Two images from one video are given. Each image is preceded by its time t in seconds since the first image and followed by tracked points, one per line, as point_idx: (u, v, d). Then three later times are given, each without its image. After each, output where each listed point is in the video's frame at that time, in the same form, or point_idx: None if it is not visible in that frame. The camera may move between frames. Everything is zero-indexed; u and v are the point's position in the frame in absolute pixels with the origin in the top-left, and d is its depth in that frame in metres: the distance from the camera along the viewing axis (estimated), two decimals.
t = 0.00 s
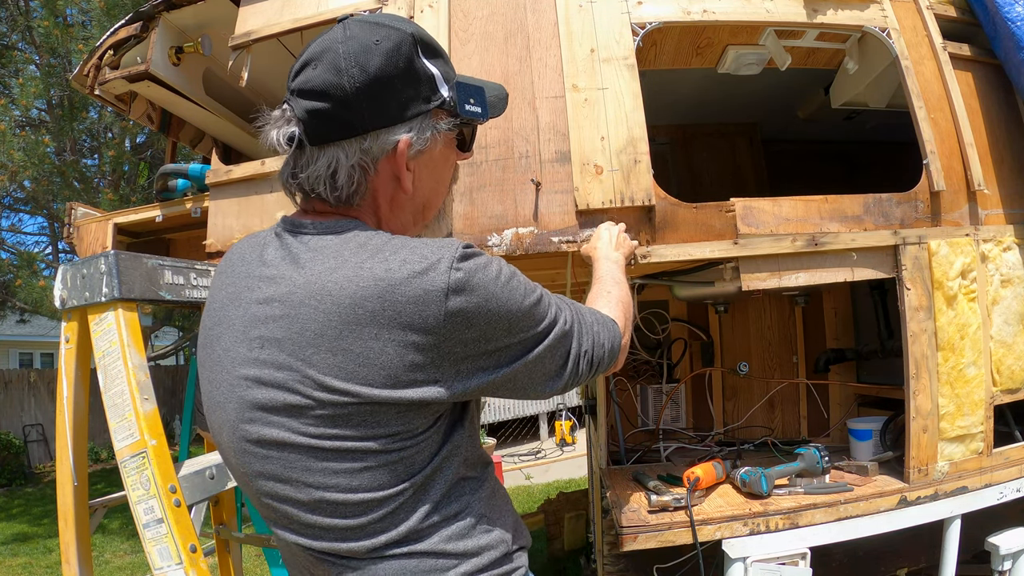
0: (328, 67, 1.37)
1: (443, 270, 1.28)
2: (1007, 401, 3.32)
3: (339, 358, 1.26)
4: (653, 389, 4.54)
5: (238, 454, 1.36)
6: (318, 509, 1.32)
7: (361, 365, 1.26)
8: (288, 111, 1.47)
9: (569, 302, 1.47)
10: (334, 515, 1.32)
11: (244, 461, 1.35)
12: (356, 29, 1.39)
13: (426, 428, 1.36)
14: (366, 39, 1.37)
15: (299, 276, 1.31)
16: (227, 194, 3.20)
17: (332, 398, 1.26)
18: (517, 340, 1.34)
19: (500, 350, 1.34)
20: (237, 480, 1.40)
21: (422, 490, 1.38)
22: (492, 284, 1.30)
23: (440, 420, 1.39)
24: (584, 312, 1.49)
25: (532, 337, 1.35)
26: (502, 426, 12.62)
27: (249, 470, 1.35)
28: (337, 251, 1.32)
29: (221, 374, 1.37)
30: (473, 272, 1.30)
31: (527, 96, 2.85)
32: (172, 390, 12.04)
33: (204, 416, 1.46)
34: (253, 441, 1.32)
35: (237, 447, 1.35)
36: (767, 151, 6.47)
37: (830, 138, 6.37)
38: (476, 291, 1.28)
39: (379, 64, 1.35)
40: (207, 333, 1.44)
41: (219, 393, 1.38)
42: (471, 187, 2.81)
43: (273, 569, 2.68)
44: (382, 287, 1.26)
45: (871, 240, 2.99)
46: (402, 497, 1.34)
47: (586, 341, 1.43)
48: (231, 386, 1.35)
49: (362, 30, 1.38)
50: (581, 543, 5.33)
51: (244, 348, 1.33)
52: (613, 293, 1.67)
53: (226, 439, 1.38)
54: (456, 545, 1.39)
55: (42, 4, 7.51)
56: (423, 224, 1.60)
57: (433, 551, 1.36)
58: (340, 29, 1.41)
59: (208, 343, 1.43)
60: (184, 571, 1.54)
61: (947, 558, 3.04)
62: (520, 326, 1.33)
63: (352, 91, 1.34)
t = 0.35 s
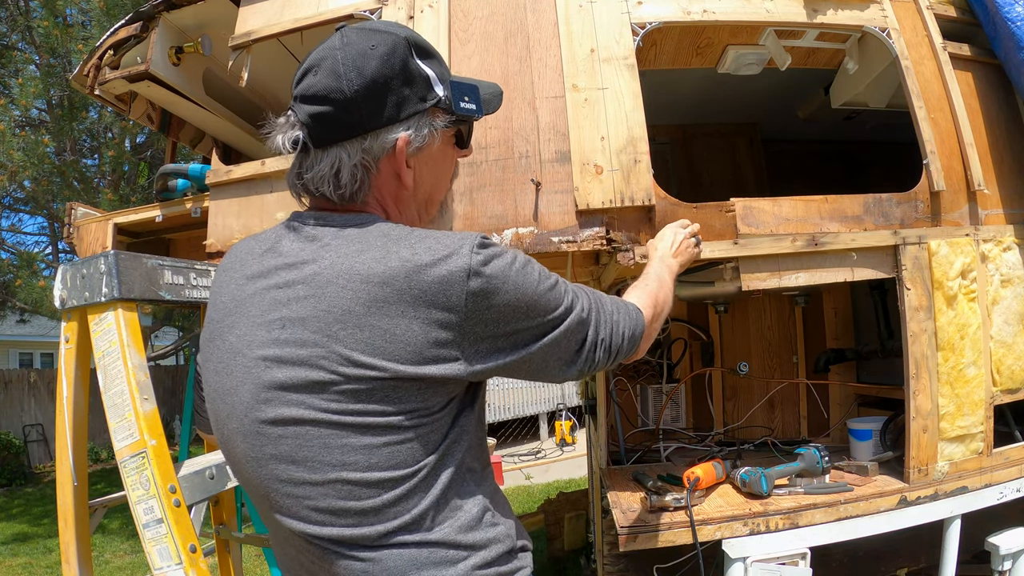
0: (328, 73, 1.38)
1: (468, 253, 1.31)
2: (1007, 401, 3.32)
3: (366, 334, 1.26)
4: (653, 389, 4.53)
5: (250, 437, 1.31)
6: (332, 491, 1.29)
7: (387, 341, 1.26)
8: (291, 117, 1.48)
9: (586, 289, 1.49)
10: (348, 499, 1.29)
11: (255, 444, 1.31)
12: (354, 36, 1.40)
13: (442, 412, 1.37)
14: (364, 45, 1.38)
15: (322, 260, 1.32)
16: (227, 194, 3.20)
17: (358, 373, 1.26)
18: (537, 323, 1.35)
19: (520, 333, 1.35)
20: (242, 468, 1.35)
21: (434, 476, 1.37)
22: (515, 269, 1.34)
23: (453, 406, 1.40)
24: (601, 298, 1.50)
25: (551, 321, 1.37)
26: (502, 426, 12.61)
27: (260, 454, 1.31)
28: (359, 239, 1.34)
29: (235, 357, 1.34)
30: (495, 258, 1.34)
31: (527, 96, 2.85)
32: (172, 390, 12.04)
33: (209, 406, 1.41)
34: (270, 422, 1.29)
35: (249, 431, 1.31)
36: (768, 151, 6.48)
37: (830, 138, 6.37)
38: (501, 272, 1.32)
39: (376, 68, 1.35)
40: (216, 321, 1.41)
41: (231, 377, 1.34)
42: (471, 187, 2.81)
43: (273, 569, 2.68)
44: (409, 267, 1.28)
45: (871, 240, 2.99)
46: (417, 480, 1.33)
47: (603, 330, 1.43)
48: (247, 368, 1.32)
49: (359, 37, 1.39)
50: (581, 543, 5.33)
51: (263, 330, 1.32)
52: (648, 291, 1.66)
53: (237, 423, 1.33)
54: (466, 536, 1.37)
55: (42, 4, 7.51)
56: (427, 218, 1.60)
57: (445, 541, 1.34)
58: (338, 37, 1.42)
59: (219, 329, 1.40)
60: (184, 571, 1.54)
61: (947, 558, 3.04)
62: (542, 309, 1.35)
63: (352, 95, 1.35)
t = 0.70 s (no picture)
0: (325, 87, 1.36)
1: (471, 254, 1.31)
2: (1007, 401, 3.32)
3: (372, 335, 1.26)
4: (653, 389, 4.53)
5: (255, 438, 1.31)
6: (338, 490, 1.28)
7: (393, 341, 1.27)
8: (287, 135, 1.43)
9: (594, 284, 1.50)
10: (353, 498, 1.29)
11: (261, 444, 1.30)
12: (341, 44, 1.38)
13: (446, 411, 1.37)
14: (353, 52, 1.36)
15: (326, 261, 1.32)
16: (227, 194, 3.20)
17: (363, 374, 1.26)
18: (541, 321, 1.36)
19: (523, 331, 1.36)
20: (247, 469, 1.35)
21: (437, 473, 1.37)
22: (518, 269, 1.35)
23: (457, 404, 1.40)
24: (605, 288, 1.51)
25: (555, 319, 1.37)
26: (503, 426, 12.61)
27: (265, 455, 1.30)
28: (364, 240, 1.34)
29: (239, 359, 1.34)
30: (498, 258, 1.34)
31: (527, 96, 2.85)
32: (172, 390, 12.04)
33: (213, 407, 1.41)
34: (275, 422, 1.29)
35: (254, 432, 1.31)
36: (768, 151, 6.48)
37: (830, 138, 6.37)
38: (504, 272, 1.32)
39: (372, 74, 1.35)
40: (220, 323, 1.41)
41: (236, 379, 1.34)
42: (471, 187, 2.82)
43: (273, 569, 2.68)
44: (413, 268, 1.28)
45: (871, 240, 2.99)
46: (421, 478, 1.33)
47: (612, 316, 1.45)
48: (252, 370, 1.32)
49: (346, 44, 1.37)
50: (581, 543, 5.33)
51: (267, 331, 1.31)
52: (655, 280, 1.69)
53: (242, 424, 1.33)
54: (469, 533, 1.37)
55: (43, 4, 7.51)
56: (430, 212, 1.62)
57: (449, 538, 1.34)
58: (323, 47, 1.39)
59: (223, 331, 1.39)
60: (184, 571, 1.54)
61: (947, 558, 3.04)
62: (546, 308, 1.35)
63: (355, 105, 1.33)
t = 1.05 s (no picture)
0: (330, 96, 1.34)
1: (474, 253, 1.31)
2: (1007, 401, 3.32)
3: (378, 334, 1.26)
4: (653, 389, 4.54)
5: (260, 438, 1.30)
6: (344, 490, 1.28)
7: (399, 340, 1.27)
8: (290, 150, 1.39)
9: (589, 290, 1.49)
10: (359, 498, 1.28)
11: (266, 445, 1.30)
12: (332, 50, 1.36)
13: (450, 410, 1.37)
14: (349, 57, 1.36)
15: (331, 261, 1.32)
16: (227, 194, 3.20)
17: (369, 373, 1.26)
18: (544, 320, 1.36)
19: (526, 330, 1.36)
20: (251, 469, 1.34)
21: (442, 472, 1.37)
22: (521, 266, 1.34)
23: (461, 403, 1.40)
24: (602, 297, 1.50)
25: (556, 319, 1.37)
26: (503, 426, 12.61)
27: (271, 455, 1.30)
28: (368, 239, 1.34)
29: (244, 359, 1.33)
30: (500, 256, 1.34)
31: (527, 96, 2.85)
32: (172, 390, 12.04)
33: (217, 407, 1.40)
34: (281, 422, 1.28)
35: (259, 432, 1.30)
36: (768, 151, 6.48)
37: (830, 138, 6.37)
38: (507, 271, 1.32)
39: (373, 77, 1.36)
40: (224, 323, 1.40)
41: (241, 379, 1.33)
42: (471, 187, 2.82)
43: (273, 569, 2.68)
44: (418, 268, 1.29)
45: (871, 240, 2.99)
46: (427, 477, 1.33)
47: (605, 325, 1.44)
48: (257, 370, 1.31)
49: (338, 50, 1.36)
50: (581, 543, 5.33)
51: (273, 331, 1.31)
52: (627, 280, 1.66)
53: (246, 425, 1.32)
54: (473, 532, 1.37)
55: (43, 4, 7.51)
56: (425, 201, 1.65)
57: (453, 536, 1.34)
58: (313, 57, 1.36)
59: (227, 331, 1.39)
60: (184, 571, 1.54)
61: (947, 558, 3.04)
62: (548, 308, 1.35)
63: (365, 110, 1.34)
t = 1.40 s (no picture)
0: (337, 99, 1.34)
1: (470, 237, 1.36)
2: (1007, 401, 3.32)
3: (393, 323, 1.27)
4: (653, 389, 4.58)
5: (274, 438, 1.26)
6: (365, 483, 1.26)
7: (413, 328, 1.28)
8: (298, 154, 1.37)
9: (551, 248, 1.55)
10: (380, 491, 1.26)
11: (281, 445, 1.25)
12: (331, 56, 1.37)
13: (456, 396, 1.39)
14: (349, 61, 1.37)
15: (336, 254, 1.32)
16: (226, 194, 3.20)
17: (386, 362, 1.26)
18: (535, 296, 1.43)
19: (520, 307, 1.42)
20: (262, 473, 1.29)
21: (452, 460, 1.37)
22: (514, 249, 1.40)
23: (463, 390, 1.42)
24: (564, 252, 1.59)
25: (541, 287, 1.44)
26: (503, 426, 12.61)
27: (285, 455, 1.25)
28: (369, 234, 1.35)
29: (252, 361, 1.29)
30: (494, 239, 1.39)
31: (527, 96, 2.85)
32: (172, 390, 12.04)
33: (219, 413, 1.35)
34: (298, 420, 1.25)
35: (271, 433, 1.26)
36: (768, 151, 6.49)
37: (830, 139, 6.37)
38: (502, 253, 1.37)
39: (374, 79, 1.39)
40: (224, 327, 1.36)
41: (249, 382, 1.29)
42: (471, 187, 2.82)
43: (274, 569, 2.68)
44: (423, 255, 1.31)
45: (871, 240, 2.99)
46: (441, 464, 1.34)
47: (580, 292, 1.52)
48: (267, 370, 1.28)
49: (337, 55, 1.37)
50: (581, 543, 5.34)
51: (281, 329, 1.28)
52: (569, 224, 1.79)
53: (258, 427, 1.27)
54: (485, 516, 1.38)
55: (43, 4, 7.51)
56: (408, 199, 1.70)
57: (468, 521, 1.35)
58: (313, 62, 1.36)
59: (229, 335, 1.35)
60: (184, 571, 1.54)
61: (947, 558, 3.04)
62: (538, 284, 1.43)
63: (372, 111, 1.36)
